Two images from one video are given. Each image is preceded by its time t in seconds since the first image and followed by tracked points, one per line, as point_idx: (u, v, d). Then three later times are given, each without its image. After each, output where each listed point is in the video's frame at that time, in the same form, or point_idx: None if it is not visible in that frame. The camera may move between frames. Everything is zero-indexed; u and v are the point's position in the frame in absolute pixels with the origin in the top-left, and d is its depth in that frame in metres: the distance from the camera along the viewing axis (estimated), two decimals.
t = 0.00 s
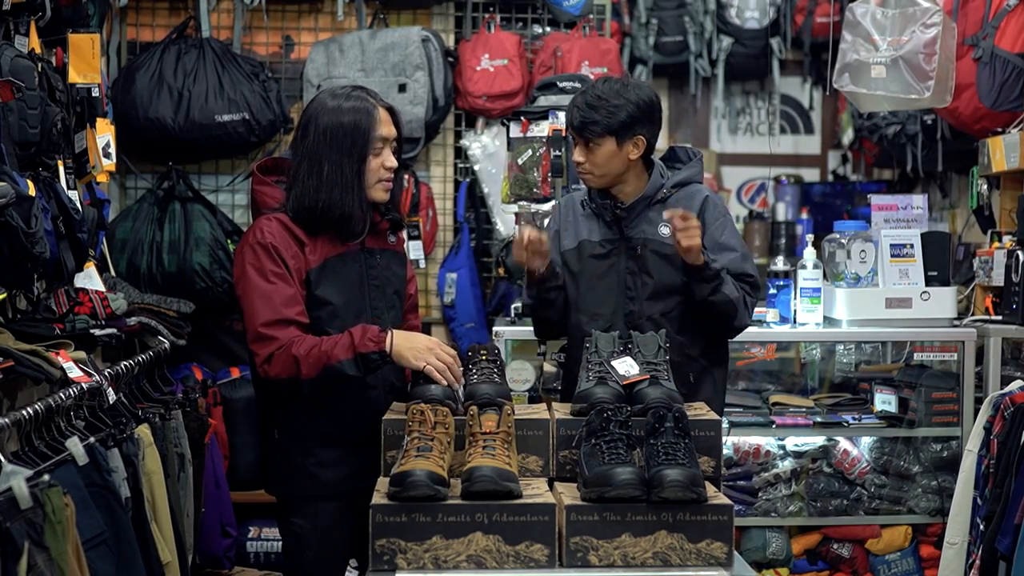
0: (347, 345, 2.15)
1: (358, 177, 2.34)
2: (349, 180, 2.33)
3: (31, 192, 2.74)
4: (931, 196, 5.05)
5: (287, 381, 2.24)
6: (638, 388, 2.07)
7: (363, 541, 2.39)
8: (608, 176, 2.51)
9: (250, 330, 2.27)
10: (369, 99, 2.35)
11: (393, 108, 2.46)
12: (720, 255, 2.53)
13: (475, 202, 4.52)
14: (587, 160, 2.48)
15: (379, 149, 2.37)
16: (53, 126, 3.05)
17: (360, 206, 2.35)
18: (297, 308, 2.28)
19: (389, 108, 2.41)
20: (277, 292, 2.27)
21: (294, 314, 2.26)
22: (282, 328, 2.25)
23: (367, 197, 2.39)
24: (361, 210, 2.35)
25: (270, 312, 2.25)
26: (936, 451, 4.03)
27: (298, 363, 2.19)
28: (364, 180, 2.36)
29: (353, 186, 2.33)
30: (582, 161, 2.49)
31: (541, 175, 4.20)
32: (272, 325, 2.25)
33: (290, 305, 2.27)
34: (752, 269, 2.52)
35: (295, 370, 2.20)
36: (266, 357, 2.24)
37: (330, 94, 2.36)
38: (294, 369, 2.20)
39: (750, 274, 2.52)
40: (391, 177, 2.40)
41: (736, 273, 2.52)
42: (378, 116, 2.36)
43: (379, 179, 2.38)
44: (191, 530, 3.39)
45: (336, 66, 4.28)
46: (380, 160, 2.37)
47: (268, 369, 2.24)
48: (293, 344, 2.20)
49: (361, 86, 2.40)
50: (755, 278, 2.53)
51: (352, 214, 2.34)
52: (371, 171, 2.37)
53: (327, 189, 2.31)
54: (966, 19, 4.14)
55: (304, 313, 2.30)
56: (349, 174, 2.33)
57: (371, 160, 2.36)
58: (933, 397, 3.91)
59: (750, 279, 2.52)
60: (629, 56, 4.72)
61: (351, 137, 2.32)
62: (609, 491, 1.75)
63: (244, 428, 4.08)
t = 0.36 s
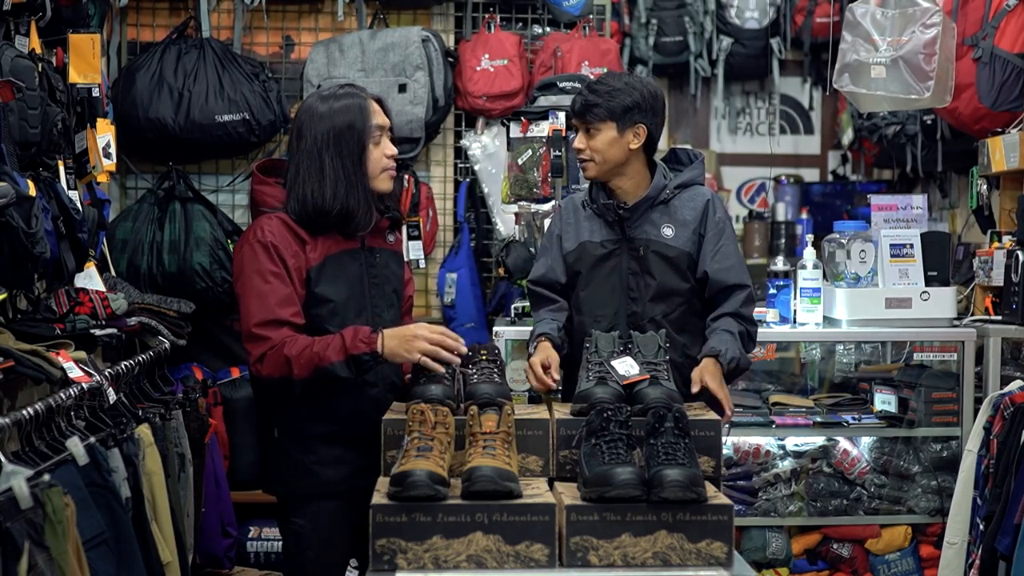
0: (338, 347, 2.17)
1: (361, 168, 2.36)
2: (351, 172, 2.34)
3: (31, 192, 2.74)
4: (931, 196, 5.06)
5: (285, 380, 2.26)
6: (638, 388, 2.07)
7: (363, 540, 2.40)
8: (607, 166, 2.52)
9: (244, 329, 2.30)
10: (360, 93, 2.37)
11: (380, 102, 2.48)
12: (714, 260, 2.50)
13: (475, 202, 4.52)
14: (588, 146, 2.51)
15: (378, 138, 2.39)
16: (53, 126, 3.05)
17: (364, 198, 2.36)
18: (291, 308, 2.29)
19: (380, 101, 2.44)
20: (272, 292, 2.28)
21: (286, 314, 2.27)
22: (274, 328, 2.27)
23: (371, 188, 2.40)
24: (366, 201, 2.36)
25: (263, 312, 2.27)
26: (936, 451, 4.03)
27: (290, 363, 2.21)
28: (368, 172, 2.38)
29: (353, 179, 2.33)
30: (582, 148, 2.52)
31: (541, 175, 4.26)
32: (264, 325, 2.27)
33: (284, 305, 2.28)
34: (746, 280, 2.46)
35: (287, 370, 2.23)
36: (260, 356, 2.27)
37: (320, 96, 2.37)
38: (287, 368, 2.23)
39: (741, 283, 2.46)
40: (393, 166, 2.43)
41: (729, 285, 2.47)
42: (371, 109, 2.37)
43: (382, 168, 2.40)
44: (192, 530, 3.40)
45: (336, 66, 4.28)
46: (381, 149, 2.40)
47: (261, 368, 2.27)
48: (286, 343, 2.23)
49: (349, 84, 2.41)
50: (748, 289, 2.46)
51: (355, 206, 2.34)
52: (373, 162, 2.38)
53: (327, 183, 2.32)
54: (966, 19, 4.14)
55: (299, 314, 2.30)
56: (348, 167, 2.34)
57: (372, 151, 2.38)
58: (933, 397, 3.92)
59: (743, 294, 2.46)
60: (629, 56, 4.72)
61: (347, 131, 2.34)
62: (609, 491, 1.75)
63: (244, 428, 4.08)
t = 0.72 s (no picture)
0: (338, 345, 2.19)
1: (360, 172, 2.35)
2: (349, 176, 2.33)
3: (31, 192, 2.73)
4: (931, 196, 5.06)
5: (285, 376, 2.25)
6: (638, 388, 2.07)
7: (363, 540, 2.40)
8: (609, 167, 2.52)
9: (238, 329, 2.29)
10: (368, 98, 2.37)
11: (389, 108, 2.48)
12: (713, 261, 2.50)
13: (475, 202, 4.52)
14: (590, 147, 2.50)
15: (379, 146, 2.38)
16: (52, 126, 3.05)
17: (358, 202, 2.35)
18: (285, 306, 2.29)
19: (386, 107, 2.43)
20: (266, 292, 2.27)
21: (280, 313, 2.27)
22: (269, 327, 2.26)
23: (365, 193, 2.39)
24: (358, 205, 2.35)
25: (257, 312, 2.26)
26: (936, 451, 4.03)
27: (287, 361, 2.22)
28: (365, 176, 2.37)
29: (350, 179, 2.33)
30: (584, 148, 2.51)
31: (541, 175, 4.26)
32: (259, 324, 2.26)
33: (278, 305, 2.28)
34: (742, 281, 2.47)
35: (285, 368, 2.23)
36: (255, 356, 2.27)
37: (328, 95, 2.37)
38: (285, 366, 2.23)
39: (740, 286, 2.47)
40: (390, 174, 2.42)
41: (728, 288, 2.47)
42: (377, 114, 2.37)
43: (379, 176, 2.39)
44: (191, 530, 3.39)
45: (336, 66, 4.28)
46: (380, 157, 2.39)
47: (258, 368, 2.27)
48: (281, 342, 2.23)
49: (357, 85, 2.41)
50: (746, 291, 2.48)
51: (348, 206, 2.34)
52: (371, 168, 2.37)
53: (323, 182, 2.32)
54: (966, 18, 4.14)
55: (294, 313, 2.30)
56: (346, 167, 2.34)
57: (372, 156, 2.37)
58: (933, 397, 3.91)
59: (742, 296, 2.47)
60: (629, 56, 4.72)
61: (349, 132, 2.33)
62: (609, 491, 1.75)
63: (244, 428, 4.08)
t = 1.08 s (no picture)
0: (339, 305, 2.19)
1: (352, 168, 2.35)
2: (341, 172, 2.33)
3: (31, 192, 2.73)
4: (931, 196, 5.05)
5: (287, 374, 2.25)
6: (638, 388, 2.07)
7: (364, 539, 2.40)
8: (608, 166, 2.52)
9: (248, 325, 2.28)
10: (355, 94, 2.38)
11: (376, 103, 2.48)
12: (709, 261, 2.50)
13: (475, 202, 4.52)
14: (590, 147, 2.51)
15: (370, 140, 2.38)
16: (52, 126, 3.05)
17: (352, 198, 2.35)
18: (293, 298, 2.29)
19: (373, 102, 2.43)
20: (272, 284, 2.28)
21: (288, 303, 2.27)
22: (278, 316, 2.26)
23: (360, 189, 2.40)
24: (353, 201, 2.35)
25: (266, 303, 2.26)
26: (936, 451, 4.03)
27: (299, 343, 2.20)
28: (357, 172, 2.37)
29: (343, 177, 2.33)
30: (584, 148, 2.52)
31: (540, 175, 4.26)
32: (269, 315, 2.26)
33: (286, 295, 2.28)
34: (738, 280, 2.46)
35: (297, 351, 2.22)
36: (267, 348, 2.24)
37: (316, 95, 2.38)
38: (297, 348, 2.21)
39: (735, 284, 2.46)
40: (383, 167, 2.42)
41: (724, 287, 2.47)
42: (364, 109, 2.37)
43: (372, 169, 2.39)
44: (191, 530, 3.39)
45: (336, 66, 4.28)
46: (372, 150, 2.39)
47: (272, 359, 2.24)
48: (290, 325, 2.22)
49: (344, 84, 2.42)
50: (742, 290, 2.46)
51: (343, 204, 2.34)
52: (364, 163, 2.38)
53: (317, 180, 2.32)
54: (966, 18, 4.14)
55: (299, 307, 2.30)
56: (338, 164, 2.34)
57: (363, 151, 2.37)
58: (933, 397, 3.91)
59: (737, 295, 2.46)
60: (629, 56, 4.72)
61: (339, 130, 2.34)
62: (609, 491, 1.75)
63: (244, 428, 4.08)
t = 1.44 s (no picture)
0: (335, 347, 2.16)
1: (348, 168, 2.36)
2: (337, 172, 2.34)
3: (31, 192, 2.73)
4: (931, 196, 5.05)
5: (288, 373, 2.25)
6: (638, 388, 2.07)
7: (364, 539, 2.40)
8: (622, 159, 2.52)
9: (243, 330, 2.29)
10: (351, 94, 2.38)
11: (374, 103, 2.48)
12: (701, 257, 2.52)
13: (475, 202, 4.52)
14: (606, 137, 2.48)
15: (367, 139, 2.39)
16: (52, 126, 3.05)
17: (349, 198, 2.36)
18: (289, 306, 2.29)
19: (371, 102, 2.44)
20: (268, 291, 2.27)
21: (283, 313, 2.26)
22: (271, 325, 2.26)
23: (357, 189, 2.40)
24: (349, 201, 2.36)
25: (261, 311, 2.26)
26: (936, 451, 4.03)
27: (288, 362, 2.21)
28: (355, 172, 2.38)
29: (337, 177, 2.34)
30: (601, 139, 2.48)
31: (541, 175, 4.23)
32: (263, 324, 2.26)
33: (280, 302, 2.27)
34: (728, 274, 2.47)
35: (285, 369, 2.22)
36: (258, 356, 2.26)
37: (313, 95, 2.39)
38: (285, 367, 2.22)
39: (727, 279, 2.47)
40: (382, 166, 2.42)
41: (717, 284, 2.48)
42: (360, 109, 2.38)
43: (370, 169, 2.39)
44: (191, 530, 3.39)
45: (336, 66, 4.28)
46: (370, 149, 2.39)
47: (260, 367, 2.26)
48: (283, 343, 2.22)
49: (342, 84, 2.42)
50: (733, 284, 2.47)
51: (338, 204, 2.34)
52: (361, 162, 2.38)
53: (311, 180, 2.32)
54: (966, 19, 4.14)
55: (296, 311, 2.30)
56: (333, 164, 2.34)
57: (360, 150, 2.38)
58: (933, 397, 3.91)
59: (729, 290, 2.46)
60: (629, 56, 4.73)
61: (334, 130, 2.34)
62: (609, 491, 1.75)
63: (244, 428, 4.08)
